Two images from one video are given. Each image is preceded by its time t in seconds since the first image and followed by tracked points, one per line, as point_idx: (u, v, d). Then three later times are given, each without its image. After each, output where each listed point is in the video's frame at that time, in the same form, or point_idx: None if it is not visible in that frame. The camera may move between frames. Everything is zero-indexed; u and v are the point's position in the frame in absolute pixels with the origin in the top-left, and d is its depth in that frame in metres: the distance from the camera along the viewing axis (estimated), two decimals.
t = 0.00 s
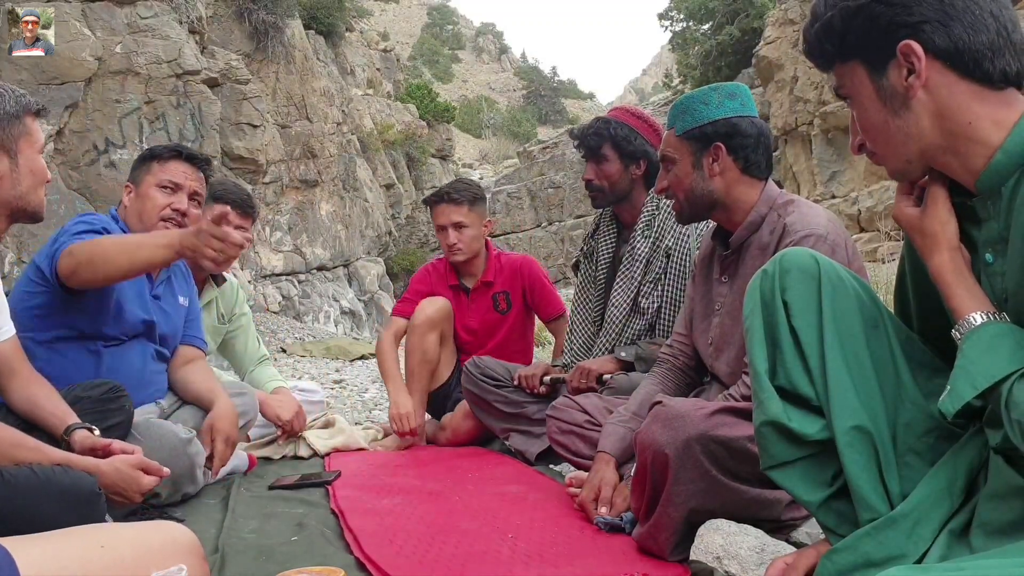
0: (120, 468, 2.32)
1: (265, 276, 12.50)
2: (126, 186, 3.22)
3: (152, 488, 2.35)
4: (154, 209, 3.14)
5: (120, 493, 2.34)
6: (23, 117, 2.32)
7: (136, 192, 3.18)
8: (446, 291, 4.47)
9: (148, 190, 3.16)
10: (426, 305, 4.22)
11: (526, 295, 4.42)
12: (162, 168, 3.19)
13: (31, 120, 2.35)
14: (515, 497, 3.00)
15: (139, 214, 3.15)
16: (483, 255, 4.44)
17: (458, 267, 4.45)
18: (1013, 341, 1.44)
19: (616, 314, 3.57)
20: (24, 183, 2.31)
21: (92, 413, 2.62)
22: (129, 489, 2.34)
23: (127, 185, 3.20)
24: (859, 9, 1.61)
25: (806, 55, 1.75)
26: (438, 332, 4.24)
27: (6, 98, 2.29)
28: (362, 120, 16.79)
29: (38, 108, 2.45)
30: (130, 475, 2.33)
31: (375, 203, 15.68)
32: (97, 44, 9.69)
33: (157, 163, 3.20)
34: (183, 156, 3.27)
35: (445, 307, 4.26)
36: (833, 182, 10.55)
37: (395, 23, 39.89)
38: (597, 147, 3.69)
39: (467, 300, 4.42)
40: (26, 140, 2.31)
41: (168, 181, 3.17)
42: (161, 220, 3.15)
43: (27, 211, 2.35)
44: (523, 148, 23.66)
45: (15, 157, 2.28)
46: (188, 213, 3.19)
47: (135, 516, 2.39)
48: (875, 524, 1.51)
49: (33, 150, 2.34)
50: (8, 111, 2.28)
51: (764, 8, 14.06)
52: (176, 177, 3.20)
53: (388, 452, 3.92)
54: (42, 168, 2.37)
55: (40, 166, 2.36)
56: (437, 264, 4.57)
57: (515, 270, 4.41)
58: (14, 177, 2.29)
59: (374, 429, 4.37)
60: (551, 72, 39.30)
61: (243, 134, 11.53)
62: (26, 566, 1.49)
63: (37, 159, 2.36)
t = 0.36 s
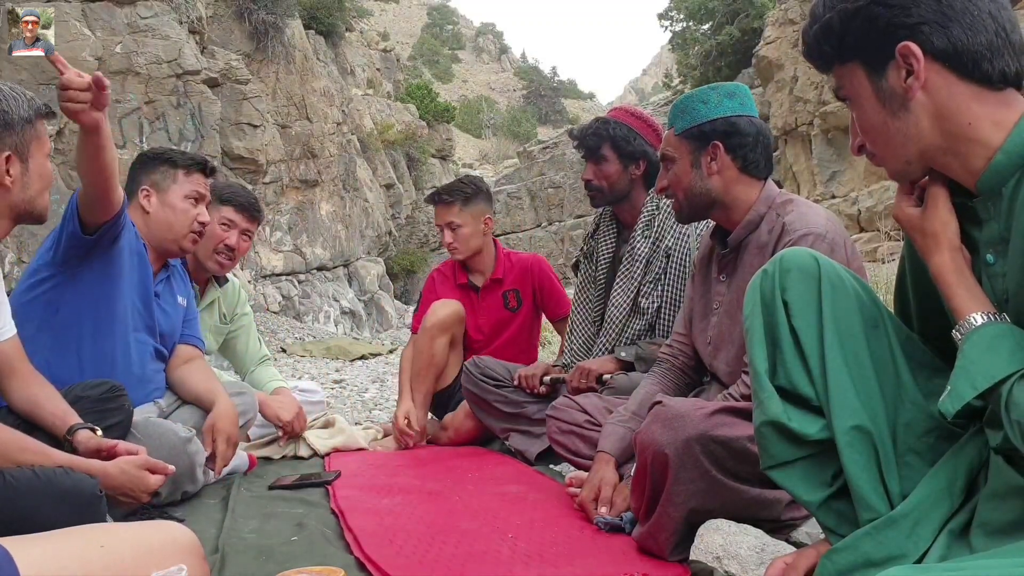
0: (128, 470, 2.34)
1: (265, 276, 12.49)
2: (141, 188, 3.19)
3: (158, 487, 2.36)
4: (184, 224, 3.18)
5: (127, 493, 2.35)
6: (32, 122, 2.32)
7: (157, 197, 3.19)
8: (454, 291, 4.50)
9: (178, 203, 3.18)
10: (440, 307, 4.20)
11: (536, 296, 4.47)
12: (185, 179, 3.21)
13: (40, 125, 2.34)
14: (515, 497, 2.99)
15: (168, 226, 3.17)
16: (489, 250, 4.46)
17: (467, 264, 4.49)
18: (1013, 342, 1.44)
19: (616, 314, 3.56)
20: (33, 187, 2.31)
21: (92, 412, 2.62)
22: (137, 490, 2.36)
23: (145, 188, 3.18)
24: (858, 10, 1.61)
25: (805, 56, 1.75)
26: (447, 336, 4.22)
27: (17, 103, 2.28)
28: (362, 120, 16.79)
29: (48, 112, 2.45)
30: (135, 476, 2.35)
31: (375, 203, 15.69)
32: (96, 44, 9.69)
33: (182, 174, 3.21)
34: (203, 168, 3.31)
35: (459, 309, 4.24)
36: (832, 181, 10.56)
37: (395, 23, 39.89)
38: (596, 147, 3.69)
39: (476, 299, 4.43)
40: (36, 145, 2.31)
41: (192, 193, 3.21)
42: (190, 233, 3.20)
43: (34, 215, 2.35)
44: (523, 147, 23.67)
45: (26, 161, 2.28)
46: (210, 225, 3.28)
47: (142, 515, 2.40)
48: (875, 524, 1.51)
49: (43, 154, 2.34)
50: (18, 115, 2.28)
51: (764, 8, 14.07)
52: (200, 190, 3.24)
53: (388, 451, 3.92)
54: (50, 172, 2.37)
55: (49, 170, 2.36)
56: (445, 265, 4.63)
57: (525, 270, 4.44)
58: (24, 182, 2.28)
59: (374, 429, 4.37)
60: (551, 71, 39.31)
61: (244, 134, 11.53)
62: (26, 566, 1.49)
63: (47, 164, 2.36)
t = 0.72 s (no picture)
0: (128, 469, 2.32)
1: (265, 276, 12.50)
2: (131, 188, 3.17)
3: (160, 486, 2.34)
4: (175, 225, 3.18)
5: (129, 493, 2.35)
6: (29, 122, 2.32)
7: (146, 199, 3.18)
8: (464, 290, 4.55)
9: (169, 204, 3.17)
10: (439, 307, 4.20)
11: (538, 297, 4.41)
12: (176, 179, 3.20)
13: (38, 125, 2.35)
14: (515, 497, 2.99)
15: (157, 228, 3.17)
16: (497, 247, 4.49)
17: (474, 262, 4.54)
18: (1013, 342, 1.44)
19: (616, 315, 3.57)
20: (29, 186, 2.31)
21: (92, 411, 2.62)
22: (138, 488, 2.34)
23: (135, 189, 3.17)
24: (855, 12, 1.61)
25: (805, 58, 1.75)
26: (447, 335, 4.21)
27: (13, 102, 2.28)
28: (362, 120, 16.79)
29: (46, 113, 2.45)
30: (137, 475, 2.33)
31: (375, 203, 15.70)
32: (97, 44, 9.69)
33: (171, 174, 3.20)
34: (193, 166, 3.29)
35: (458, 309, 4.23)
36: (832, 181, 10.56)
37: (395, 24, 39.88)
38: (595, 148, 3.69)
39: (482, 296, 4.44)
40: (34, 145, 2.31)
41: (184, 194, 3.20)
42: (180, 233, 3.20)
43: (30, 215, 2.35)
44: (523, 148, 23.66)
45: (22, 161, 2.28)
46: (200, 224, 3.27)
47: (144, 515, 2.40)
48: (875, 524, 1.51)
49: (41, 154, 2.34)
50: (15, 115, 2.27)
51: (764, 8, 14.08)
52: (191, 189, 3.22)
53: (388, 451, 3.93)
54: (48, 172, 2.36)
55: (47, 170, 2.36)
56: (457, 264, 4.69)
57: (528, 270, 4.42)
58: (20, 181, 2.29)
59: (374, 429, 4.37)
60: (551, 72, 39.33)
61: (244, 134, 11.54)
62: (26, 566, 1.50)
63: (44, 164, 2.36)
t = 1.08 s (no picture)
0: (129, 470, 2.32)
1: (265, 276, 12.49)
2: (131, 186, 3.15)
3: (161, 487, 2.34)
4: (177, 221, 3.17)
5: (130, 493, 2.35)
6: (28, 120, 2.32)
7: (147, 196, 3.14)
8: (470, 286, 4.55)
9: (171, 200, 3.16)
10: (440, 306, 4.18)
11: (543, 301, 4.44)
12: (175, 174, 3.20)
13: (38, 124, 2.35)
14: (515, 497, 2.99)
15: (159, 224, 3.15)
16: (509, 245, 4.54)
17: (483, 255, 4.57)
18: (1013, 342, 1.44)
19: (616, 315, 3.57)
20: (27, 185, 2.31)
21: (91, 411, 2.62)
22: (138, 489, 2.34)
23: (135, 187, 3.13)
24: (855, 13, 1.61)
25: (805, 58, 1.75)
26: (447, 335, 4.20)
27: (12, 101, 2.29)
28: (362, 120, 16.79)
29: (46, 112, 2.45)
30: (137, 475, 2.33)
31: (375, 203, 15.70)
32: (97, 44, 9.68)
33: (172, 169, 3.20)
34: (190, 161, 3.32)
35: (459, 309, 4.22)
36: (832, 182, 10.57)
37: (396, 24, 39.89)
38: (594, 148, 3.70)
39: (488, 291, 4.45)
40: (32, 144, 2.31)
41: (184, 188, 3.20)
42: (181, 229, 3.20)
43: (30, 214, 2.35)
44: (523, 148, 23.66)
45: (19, 160, 2.28)
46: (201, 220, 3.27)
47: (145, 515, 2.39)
48: (875, 524, 1.51)
49: (40, 153, 2.34)
50: (13, 113, 2.27)
51: (764, 8, 14.08)
52: (190, 184, 3.23)
53: (388, 451, 3.93)
54: (48, 171, 2.37)
55: (46, 169, 2.36)
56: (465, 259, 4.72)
57: (537, 271, 4.45)
58: (18, 180, 2.29)
59: (374, 429, 4.37)
60: (551, 72, 39.35)
61: (244, 134, 11.53)
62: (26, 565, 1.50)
63: (43, 162, 2.36)
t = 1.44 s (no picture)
0: (129, 470, 2.32)
1: (265, 276, 12.49)
2: (149, 191, 3.15)
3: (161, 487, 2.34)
4: (191, 231, 3.18)
5: (130, 494, 2.34)
6: (28, 120, 2.32)
7: (164, 203, 3.15)
8: (474, 282, 4.53)
9: (188, 210, 3.17)
10: (444, 308, 4.18)
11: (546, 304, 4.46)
12: (194, 185, 3.20)
13: (38, 124, 2.35)
14: (515, 497, 2.99)
15: (173, 233, 3.15)
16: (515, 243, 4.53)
17: (487, 251, 4.55)
18: (1013, 342, 1.44)
19: (616, 316, 3.57)
20: (27, 185, 2.31)
21: (91, 411, 2.61)
22: (138, 489, 2.34)
23: (153, 192, 3.14)
24: (854, 13, 1.61)
25: (806, 58, 1.75)
26: (450, 338, 4.21)
27: (12, 101, 2.29)
28: (362, 120, 16.78)
29: (47, 112, 2.45)
30: (138, 475, 2.33)
31: (375, 203, 15.71)
32: (97, 44, 9.68)
33: (192, 179, 3.20)
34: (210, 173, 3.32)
35: (462, 312, 4.22)
36: (833, 182, 10.57)
37: (396, 24, 39.88)
38: (594, 148, 3.70)
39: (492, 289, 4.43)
40: (31, 143, 2.31)
41: (201, 200, 3.20)
42: (195, 240, 3.20)
43: (30, 214, 2.35)
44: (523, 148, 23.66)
45: (18, 159, 2.28)
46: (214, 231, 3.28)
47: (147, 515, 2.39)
48: (875, 524, 1.51)
49: (39, 153, 2.33)
50: (13, 112, 2.27)
51: (763, 8, 14.09)
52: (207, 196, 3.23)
53: (388, 451, 3.93)
54: (47, 171, 2.36)
55: (45, 169, 2.36)
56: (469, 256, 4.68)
57: (542, 274, 4.46)
58: (17, 179, 2.29)
59: (374, 429, 4.37)
60: (551, 72, 39.37)
61: (244, 134, 11.53)
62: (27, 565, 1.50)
63: (42, 162, 2.35)
